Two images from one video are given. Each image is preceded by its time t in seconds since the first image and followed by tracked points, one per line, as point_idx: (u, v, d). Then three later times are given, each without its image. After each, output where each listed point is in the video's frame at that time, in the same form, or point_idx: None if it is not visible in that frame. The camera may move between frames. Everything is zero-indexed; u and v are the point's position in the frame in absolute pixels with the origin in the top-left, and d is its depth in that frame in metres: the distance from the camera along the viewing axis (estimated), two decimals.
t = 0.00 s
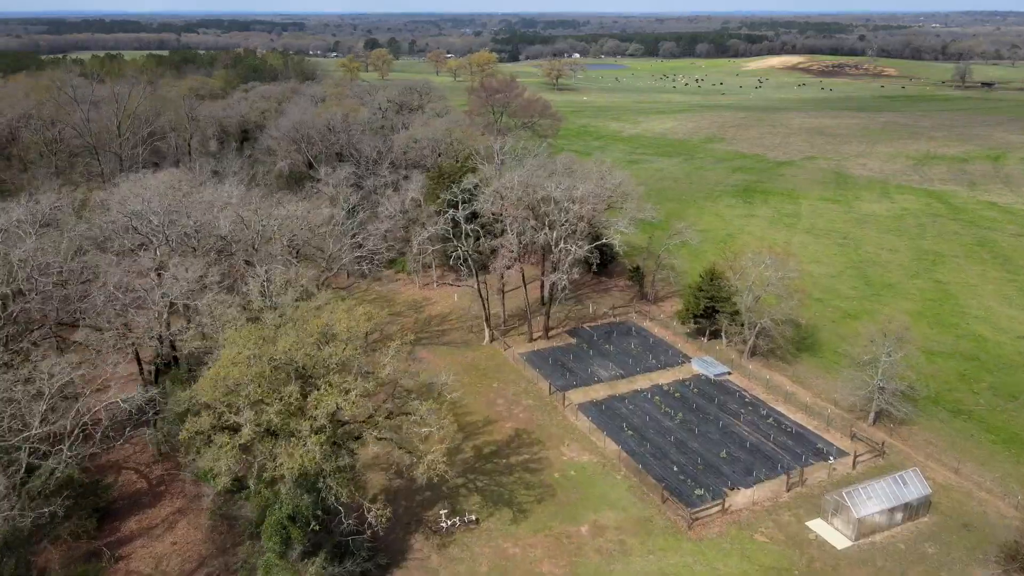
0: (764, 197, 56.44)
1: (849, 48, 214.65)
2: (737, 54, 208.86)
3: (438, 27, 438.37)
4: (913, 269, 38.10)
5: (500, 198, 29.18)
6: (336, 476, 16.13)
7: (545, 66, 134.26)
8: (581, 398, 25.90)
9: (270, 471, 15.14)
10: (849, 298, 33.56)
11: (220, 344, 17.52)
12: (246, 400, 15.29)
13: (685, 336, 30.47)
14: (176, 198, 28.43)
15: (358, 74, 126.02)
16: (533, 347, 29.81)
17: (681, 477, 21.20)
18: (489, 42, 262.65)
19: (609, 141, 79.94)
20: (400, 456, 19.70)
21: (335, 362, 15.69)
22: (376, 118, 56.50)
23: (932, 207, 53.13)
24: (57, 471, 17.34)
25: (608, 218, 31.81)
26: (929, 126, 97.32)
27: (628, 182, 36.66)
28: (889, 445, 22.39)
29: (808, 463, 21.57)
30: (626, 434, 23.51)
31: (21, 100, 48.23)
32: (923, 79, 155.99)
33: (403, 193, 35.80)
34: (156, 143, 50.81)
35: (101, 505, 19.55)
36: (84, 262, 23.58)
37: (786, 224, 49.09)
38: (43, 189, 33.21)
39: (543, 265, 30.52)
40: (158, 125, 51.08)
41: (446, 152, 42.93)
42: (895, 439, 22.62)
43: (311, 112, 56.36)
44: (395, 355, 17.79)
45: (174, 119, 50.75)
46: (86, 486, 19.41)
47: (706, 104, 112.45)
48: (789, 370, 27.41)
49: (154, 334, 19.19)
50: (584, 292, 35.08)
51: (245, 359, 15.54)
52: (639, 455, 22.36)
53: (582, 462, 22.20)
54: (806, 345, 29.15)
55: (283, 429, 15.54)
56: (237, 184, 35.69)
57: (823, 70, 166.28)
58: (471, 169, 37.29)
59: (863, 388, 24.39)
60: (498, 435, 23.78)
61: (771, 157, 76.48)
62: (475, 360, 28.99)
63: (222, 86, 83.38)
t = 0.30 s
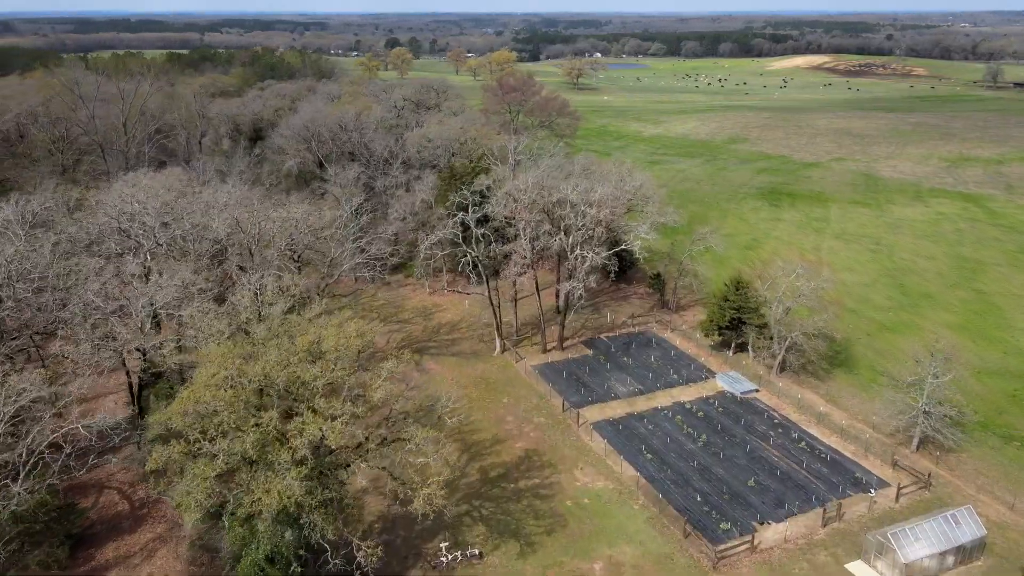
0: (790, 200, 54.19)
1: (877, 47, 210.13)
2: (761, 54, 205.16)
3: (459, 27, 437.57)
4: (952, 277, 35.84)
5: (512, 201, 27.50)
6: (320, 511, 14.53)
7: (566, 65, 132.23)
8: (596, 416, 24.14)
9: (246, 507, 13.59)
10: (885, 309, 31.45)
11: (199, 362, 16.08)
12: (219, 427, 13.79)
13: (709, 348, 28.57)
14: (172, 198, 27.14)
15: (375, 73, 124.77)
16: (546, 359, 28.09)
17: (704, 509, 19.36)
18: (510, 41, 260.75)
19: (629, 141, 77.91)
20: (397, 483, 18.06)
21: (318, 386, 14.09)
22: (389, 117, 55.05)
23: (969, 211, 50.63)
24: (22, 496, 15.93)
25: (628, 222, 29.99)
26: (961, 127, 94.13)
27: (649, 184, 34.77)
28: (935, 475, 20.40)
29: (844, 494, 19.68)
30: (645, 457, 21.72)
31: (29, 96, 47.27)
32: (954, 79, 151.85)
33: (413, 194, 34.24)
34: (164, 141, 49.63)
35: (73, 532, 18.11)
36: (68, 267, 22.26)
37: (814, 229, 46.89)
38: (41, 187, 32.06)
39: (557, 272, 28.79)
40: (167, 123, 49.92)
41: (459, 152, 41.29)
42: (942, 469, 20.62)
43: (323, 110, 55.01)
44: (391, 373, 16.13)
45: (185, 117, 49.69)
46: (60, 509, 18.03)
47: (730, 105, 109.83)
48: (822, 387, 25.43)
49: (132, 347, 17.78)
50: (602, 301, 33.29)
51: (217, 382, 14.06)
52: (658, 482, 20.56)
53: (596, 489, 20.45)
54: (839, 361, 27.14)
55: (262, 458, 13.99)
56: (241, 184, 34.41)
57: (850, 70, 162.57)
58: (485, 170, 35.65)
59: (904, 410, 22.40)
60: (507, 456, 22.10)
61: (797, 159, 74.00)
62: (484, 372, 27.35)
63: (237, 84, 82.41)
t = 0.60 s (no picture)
0: (812, 203, 52.11)
1: (898, 47, 206.39)
2: (779, 53, 202.21)
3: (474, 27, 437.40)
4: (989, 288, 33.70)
5: (519, 206, 25.75)
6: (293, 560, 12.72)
7: (581, 65, 130.44)
8: (606, 439, 22.36)
9: (207, 558, 11.84)
10: (917, 323, 29.43)
11: (163, 387, 14.46)
12: (176, 466, 12.10)
13: (729, 364, 26.69)
14: (156, 201, 25.57)
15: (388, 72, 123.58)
16: (553, 375, 26.32)
17: (725, 549, 17.52)
18: (526, 41, 259.18)
19: (645, 142, 75.98)
20: (384, 520, 16.33)
21: (289, 419, 12.39)
22: (398, 117, 53.60)
23: (1001, 216, 48.34)
24: None
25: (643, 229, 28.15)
26: (987, 128, 91.28)
27: (665, 189, 32.97)
28: (982, 514, 18.44)
29: (882, 534, 17.73)
30: (660, 487, 19.89)
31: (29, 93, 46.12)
32: (977, 79, 148.53)
33: (417, 198, 32.63)
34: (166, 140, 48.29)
35: (34, 568, 16.42)
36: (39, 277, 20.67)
37: (837, 234, 44.84)
38: (28, 188, 30.68)
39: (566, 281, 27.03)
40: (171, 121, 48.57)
41: (468, 152, 39.65)
42: (990, 508, 18.62)
43: (329, 109, 53.58)
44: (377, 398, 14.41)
45: (188, 117, 48.44)
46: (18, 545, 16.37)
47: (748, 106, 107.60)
48: (851, 410, 23.51)
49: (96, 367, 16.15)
50: (614, 311, 31.51)
51: (175, 417, 12.41)
52: (674, 516, 18.73)
53: (606, 524, 18.65)
54: (869, 380, 25.17)
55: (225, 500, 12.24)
56: (238, 186, 32.96)
57: (870, 69, 159.58)
58: (492, 172, 33.97)
59: (945, 437, 20.44)
60: (509, 484, 20.34)
61: (818, 161, 71.80)
62: (487, 388, 25.64)
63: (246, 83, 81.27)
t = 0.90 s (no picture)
0: (834, 207, 50.01)
1: (917, 46, 202.85)
2: (796, 53, 199.28)
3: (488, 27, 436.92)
4: None
5: (525, 211, 23.97)
6: None
7: (594, 64, 128.53)
8: (616, 465, 20.55)
9: None
10: (951, 338, 27.42)
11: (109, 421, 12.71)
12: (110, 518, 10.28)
13: (749, 382, 24.80)
14: (136, 204, 24.06)
15: (398, 70, 122.26)
16: (560, 392, 24.52)
17: None
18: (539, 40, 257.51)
19: (660, 142, 73.97)
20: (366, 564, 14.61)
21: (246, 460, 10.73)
22: (404, 116, 51.99)
23: None
24: None
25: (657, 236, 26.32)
26: (1013, 129, 88.55)
27: (681, 193, 31.14)
28: None
29: None
30: (676, 522, 18.07)
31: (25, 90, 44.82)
32: (1000, 79, 145.25)
33: (418, 201, 30.95)
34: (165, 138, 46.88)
35: None
36: None
37: (861, 239, 42.78)
38: (12, 189, 29.24)
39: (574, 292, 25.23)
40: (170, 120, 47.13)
41: (474, 152, 37.96)
42: None
43: (334, 107, 52.09)
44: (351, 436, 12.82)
45: (190, 115, 47.05)
46: None
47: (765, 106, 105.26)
48: (883, 435, 21.58)
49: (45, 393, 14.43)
50: (625, 322, 29.68)
51: (110, 461, 10.67)
52: (692, 558, 16.91)
53: (614, 565, 16.85)
54: (902, 402, 23.21)
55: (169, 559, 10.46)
56: (232, 188, 31.41)
57: (889, 69, 156.53)
58: (498, 173, 32.24)
59: (992, 470, 18.49)
60: (508, 516, 18.57)
61: (838, 162, 69.58)
62: (488, 407, 23.88)
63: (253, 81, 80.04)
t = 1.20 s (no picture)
0: (872, 212, 47.54)
1: (956, 45, 197.08)
2: (830, 53, 194.70)
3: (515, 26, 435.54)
4: None
5: (542, 217, 22.24)
6: None
7: (622, 63, 126.23)
8: (638, 497, 18.75)
9: None
10: (1006, 357, 25.17)
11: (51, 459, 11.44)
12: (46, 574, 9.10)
13: (784, 405, 22.82)
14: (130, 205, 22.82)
15: (423, 69, 121.22)
16: (579, 411, 22.77)
17: None
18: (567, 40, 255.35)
19: (689, 143, 71.70)
20: None
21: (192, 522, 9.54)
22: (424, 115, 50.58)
23: None
24: None
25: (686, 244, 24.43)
26: None
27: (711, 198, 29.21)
28: None
29: None
30: (702, 563, 16.34)
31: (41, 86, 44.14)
32: None
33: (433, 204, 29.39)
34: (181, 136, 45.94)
35: None
36: None
37: (901, 247, 40.39)
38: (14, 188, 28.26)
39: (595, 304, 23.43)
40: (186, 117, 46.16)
41: (493, 152, 36.31)
42: None
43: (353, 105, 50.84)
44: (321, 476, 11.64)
45: (207, 113, 45.99)
46: None
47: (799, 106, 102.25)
48: (934, 469, 19.53)
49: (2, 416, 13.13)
50: (650, 336, 27.82)
51: (51, 507, 9.54)
52: None
53: None
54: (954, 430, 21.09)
55: None
56: (240, 188, 30.08)
57: (927, 69, 151.91)
58: (517, 175, 30.59)
59: None
60: (517, 553, 16.90)
61: (875, 165, 66.77)
62: (501, 426, 22.21)
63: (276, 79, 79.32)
